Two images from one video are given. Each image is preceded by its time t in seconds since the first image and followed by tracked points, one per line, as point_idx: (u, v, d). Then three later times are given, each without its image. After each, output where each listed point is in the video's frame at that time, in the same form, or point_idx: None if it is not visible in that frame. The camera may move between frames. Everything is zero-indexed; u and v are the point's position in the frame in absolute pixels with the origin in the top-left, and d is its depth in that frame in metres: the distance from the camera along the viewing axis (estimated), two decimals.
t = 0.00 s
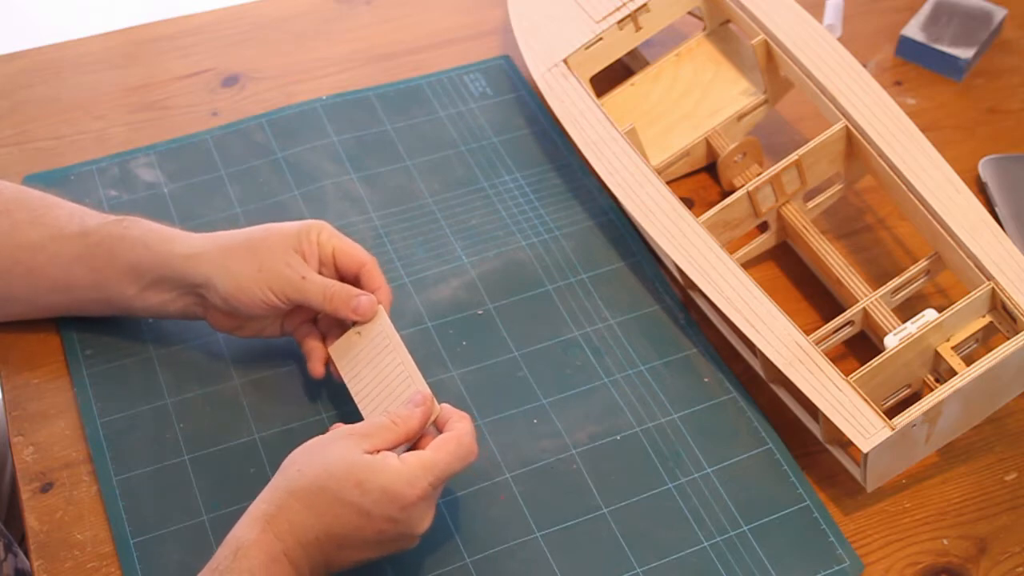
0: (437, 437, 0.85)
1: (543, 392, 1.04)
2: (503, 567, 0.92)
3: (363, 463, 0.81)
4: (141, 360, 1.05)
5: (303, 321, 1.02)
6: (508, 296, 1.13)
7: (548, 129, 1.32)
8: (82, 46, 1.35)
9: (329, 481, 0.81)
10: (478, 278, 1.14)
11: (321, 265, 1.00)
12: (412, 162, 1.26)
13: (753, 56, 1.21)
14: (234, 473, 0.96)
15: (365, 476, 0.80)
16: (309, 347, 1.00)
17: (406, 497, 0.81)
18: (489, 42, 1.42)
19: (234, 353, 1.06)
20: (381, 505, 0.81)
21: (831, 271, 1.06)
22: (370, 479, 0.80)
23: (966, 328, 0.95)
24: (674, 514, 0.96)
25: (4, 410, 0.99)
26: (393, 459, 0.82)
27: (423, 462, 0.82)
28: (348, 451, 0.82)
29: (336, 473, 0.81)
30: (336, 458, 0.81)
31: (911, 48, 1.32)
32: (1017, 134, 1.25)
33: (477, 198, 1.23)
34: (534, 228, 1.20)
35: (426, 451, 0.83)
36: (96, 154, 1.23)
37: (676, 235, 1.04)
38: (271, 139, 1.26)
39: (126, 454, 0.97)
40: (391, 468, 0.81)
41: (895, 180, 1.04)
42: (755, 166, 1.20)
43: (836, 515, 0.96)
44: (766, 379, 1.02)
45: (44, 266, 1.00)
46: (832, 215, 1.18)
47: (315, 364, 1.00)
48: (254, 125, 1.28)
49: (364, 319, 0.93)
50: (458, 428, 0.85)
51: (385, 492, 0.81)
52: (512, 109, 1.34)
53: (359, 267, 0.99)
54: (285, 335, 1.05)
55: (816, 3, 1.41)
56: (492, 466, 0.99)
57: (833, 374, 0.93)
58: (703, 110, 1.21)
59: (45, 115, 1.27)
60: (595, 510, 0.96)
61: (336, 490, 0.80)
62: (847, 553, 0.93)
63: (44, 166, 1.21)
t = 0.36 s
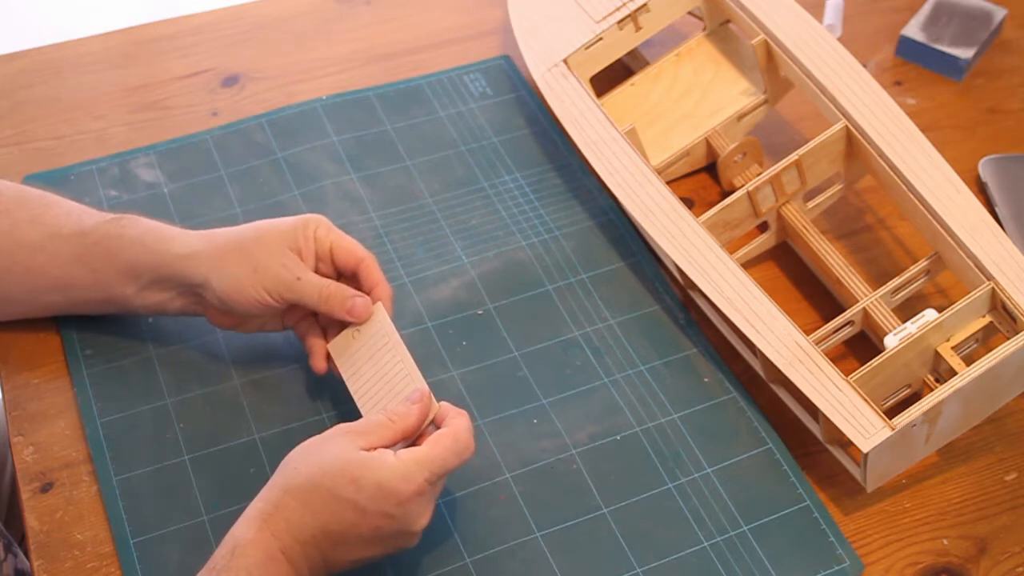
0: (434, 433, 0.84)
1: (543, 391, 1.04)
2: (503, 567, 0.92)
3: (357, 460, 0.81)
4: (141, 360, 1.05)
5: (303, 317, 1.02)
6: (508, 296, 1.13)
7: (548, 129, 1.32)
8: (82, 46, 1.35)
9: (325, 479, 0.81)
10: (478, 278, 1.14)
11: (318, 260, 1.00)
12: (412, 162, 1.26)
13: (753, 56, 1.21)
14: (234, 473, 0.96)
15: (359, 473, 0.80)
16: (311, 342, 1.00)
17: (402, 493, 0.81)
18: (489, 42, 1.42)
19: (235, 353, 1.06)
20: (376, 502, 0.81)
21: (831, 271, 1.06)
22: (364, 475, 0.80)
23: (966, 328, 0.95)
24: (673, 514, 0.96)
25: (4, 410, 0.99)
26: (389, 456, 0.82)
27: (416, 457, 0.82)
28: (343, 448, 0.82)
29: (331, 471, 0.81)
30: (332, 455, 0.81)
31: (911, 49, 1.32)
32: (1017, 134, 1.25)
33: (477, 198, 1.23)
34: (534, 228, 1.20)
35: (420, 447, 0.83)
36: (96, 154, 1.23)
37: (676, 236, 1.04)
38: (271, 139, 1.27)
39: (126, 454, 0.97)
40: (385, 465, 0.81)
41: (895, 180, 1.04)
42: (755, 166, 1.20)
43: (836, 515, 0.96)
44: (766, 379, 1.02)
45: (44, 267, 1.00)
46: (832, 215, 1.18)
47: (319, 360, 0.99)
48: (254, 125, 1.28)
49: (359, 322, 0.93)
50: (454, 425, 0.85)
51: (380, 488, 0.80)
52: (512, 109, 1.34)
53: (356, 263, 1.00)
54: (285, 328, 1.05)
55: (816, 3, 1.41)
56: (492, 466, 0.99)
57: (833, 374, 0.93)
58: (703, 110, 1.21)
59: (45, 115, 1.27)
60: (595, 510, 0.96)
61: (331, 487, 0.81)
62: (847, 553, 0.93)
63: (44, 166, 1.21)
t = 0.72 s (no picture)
0: (431, 430, 0.84)
1: (543, 391, 1.04)
2: (503, 567, 0.92)
3: (353, 456, 0.81)
4: (141, 360, 1.05)
5: (305, 319, 1.02)
6: (508, 296, 1.13)
7: (548, 129, 1.32)
8: (82, 46, 1.35)
9: (321, 476, 0.81)
10: (478, 278, 1.14)
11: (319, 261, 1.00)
12: (412, 162, 1.26)
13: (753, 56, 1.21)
14: (234, 473, 0.96)
15: (355, 470, 0.80)
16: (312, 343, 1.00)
17: (400, 492, 0.81)
18: (490, 42, 1.42)
19: (235, 353, 1.06)
20: (373, 499, 0.81)
21: (831, 271, 1.06)
22: (360, 472, 0.80)
23: (967, 328, 0.95)
24: (673, 514, 0.96)
25: (4, 410, 0.99)
26: (385, 453, 0.82)
27: (413, 453, 0.81)
28: (339, 445, 0.82)
29: (327, 467, 0.81)
30: (329, 452, 0.82)
31: (911, 49, 1.32)
32: (1017, 134, 1.25)
33: (477, 198, 1.23)
34: (534, 228, 1.20)
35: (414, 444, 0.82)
36: (96, 154, 1.23)
37: (676, 235, 1.04)
38: (271, 139, 1.27)
39: (126, 454, 0.97)
40: (381, 461, 0.81)
41: (896, 180, 1.04)
42: (755, 166, 1.20)
43: (836, 515, 0.96)
44: (766, 379, 1.02)
45: (44, 268, 1.00)
46: (832, 215, 1.18)
47: (318, 362, 0.99)
48: (254, 125, 1.28)
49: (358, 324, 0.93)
50: (452, 421, 0.84)
51: (376, 485, 0.80)
52: (512, 109, 1.34)
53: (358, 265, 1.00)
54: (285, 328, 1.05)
55: (816, 3, 1.41)
56: (492, 466, 0.99)
57: (833, 374, 0.93)
58: (703, 110, 1.21)
59: (45, 115, 1.27)
60: (595, 510, 0.96)
61: (327, 483, 0.81)
62: (847, 553, 0.93)
63: (44, 166, 1.21)
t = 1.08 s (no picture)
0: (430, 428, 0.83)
1: (543, 392, 1.04)
2: (503, 567, 0.92)
3: (351, 453, 0.81)
4: (141, 360, 1.05)
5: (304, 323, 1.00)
6: (508, 296, 1.13)
7: (548, 129, 1.32)
8: (82, 46, 1.35)
9: (320, 475, 0.81)
10: (478, 278, 1.14)
11: (318, 264, 1.00)
12: (412, 162, 1.26)
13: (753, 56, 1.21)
14: (234, 473, 0.96)
15: (354, 467, 0.80)
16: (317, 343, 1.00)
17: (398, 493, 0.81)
18: (490, 42, 1.42)
19: (234, 353, 1.06)
20: (372, 495, 0.81)
21: (831, 271, 1.06)
22: (359, 469, 0.80)
23: (966, 328, 0.95)
24: (673, 514, 0.96)
25: (4, 410, 0.99)
26: (384, 450, 0.82)
27: (412, 449, 0.82)
28: (337, 443, 0.82)
29: (326, 466, 0.81)
30: (327, 451, 0.82)
31: (911, 48, 1.32)
32: (1017, 134, 1.25)
33: (477, 198, 1.23)
34: (534, 228, 1.20)
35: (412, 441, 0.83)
36: (96, 154, 1.23)
37: (676, 235, 1.04)
38: (271, 139, 1.27)
39: (126, 454, 0.97)
40: (380, 457, 0.81)
41: (895, 180, 1.04)
42: (755, 166, 1.20)
43: (836, 515, 0.96)
44: (766, 379, 1.02)
45: (44, 268, 1.00)
46: (832, 215, 1.18)
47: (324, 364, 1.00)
48: (254, 125, 1.28)
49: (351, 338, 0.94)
50: (452, 418, 0.84)
51: (375, 481, 0.80)
52: (512, 109, 1.34)
53: (357, 269, 0.99)
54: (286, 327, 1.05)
55: (816, 3, 1.41)
56: (492, 466, 0.99)
57: (833, 374, 0.93)
58: (703, 110, 1.21)
59: (45, 115, 1.27)
60: (595, 510, 0.96)
61: (325, 481, 0.81)
62: (847, 553, 0.93)
63: (44, 166, 1.21)
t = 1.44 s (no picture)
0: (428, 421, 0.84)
1: (543, 391, 1.04)
2: (504, 567, 0.92)
3: (347, 448, 0.81)
4: (141, 359, 1.05)
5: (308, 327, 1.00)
6: (508, 296, 1.13)
7: (548, 129, 1.32)
8: (82, 46, 1.35)
9: (316, 472, 0.81)
10: (478, 278, 1.14)
11: (321, 260, 1.00)
12: (412, 162, 1.26)
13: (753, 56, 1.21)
14: (234, 473, 0.96)
15: (350, 463, 0.80)
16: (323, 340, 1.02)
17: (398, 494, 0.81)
18: (489, 42, 1.42)
19: (235, 353, 1.06)
20: (372, 494, 0.81)
21: (831, 271, 1.06)
22: (355, 464, 0.80)
23: (966, 328, 0.95)
24: (674, 514, 0.96)
25: (4, 410, 0.99)
26: (380, 444, 0.82)
27: (408, 441, 0.82)
28: (332, 439, 0.82)
29: (322, 462, 0.81)
30: (322, 447, 0.82)
31: (911, 48, 1.32)
32: (1017, 134, 1.25)
33: (477, 198, 1.23)
34: (534, 228, 1.20)
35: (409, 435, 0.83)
36: (96, 154, 1.23)
37: (676, 235, 1.04)
38: (272, 139, 1.27)
39: (126, 454, 0.97)
40: (376, 451, 0.81)
41: (895, 180, 1.04)
42: (755, 166, 1.20)
43: (836, 515, 0.96)
44: (766, 379, 1.02)
45: (47, 264, 1.00)
46: (832, 215, 1.18)
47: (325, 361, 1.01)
48: (254, 125, 1.28)
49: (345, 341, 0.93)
50: (448, 413, 0.85)
51: (372, 476, 0.80)
52: (512, 109, 1.34)
53: (360, 264, 0.99)
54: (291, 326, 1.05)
55: (816, 3, 1.41)
56: (492, 466, 0.99)
57: (833, 374, 0.93)
58: (703, 110, 1.21)
59: (45, 115, 1.27)
60: (595, 510, 0.96)
61: (321, 478, 0.80)
62: (847, 553, 0.93)
63: (44, 166, 1.21)
